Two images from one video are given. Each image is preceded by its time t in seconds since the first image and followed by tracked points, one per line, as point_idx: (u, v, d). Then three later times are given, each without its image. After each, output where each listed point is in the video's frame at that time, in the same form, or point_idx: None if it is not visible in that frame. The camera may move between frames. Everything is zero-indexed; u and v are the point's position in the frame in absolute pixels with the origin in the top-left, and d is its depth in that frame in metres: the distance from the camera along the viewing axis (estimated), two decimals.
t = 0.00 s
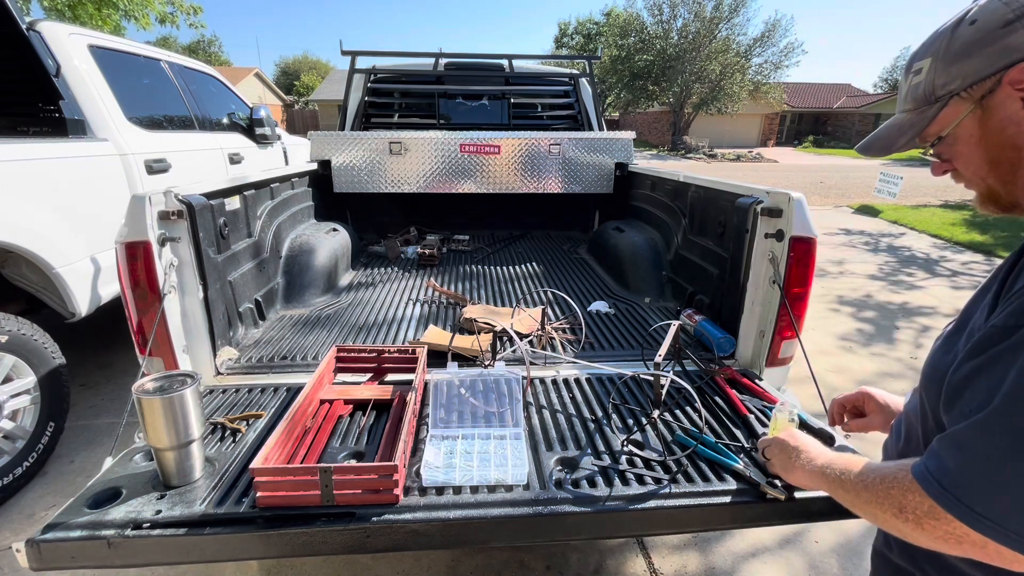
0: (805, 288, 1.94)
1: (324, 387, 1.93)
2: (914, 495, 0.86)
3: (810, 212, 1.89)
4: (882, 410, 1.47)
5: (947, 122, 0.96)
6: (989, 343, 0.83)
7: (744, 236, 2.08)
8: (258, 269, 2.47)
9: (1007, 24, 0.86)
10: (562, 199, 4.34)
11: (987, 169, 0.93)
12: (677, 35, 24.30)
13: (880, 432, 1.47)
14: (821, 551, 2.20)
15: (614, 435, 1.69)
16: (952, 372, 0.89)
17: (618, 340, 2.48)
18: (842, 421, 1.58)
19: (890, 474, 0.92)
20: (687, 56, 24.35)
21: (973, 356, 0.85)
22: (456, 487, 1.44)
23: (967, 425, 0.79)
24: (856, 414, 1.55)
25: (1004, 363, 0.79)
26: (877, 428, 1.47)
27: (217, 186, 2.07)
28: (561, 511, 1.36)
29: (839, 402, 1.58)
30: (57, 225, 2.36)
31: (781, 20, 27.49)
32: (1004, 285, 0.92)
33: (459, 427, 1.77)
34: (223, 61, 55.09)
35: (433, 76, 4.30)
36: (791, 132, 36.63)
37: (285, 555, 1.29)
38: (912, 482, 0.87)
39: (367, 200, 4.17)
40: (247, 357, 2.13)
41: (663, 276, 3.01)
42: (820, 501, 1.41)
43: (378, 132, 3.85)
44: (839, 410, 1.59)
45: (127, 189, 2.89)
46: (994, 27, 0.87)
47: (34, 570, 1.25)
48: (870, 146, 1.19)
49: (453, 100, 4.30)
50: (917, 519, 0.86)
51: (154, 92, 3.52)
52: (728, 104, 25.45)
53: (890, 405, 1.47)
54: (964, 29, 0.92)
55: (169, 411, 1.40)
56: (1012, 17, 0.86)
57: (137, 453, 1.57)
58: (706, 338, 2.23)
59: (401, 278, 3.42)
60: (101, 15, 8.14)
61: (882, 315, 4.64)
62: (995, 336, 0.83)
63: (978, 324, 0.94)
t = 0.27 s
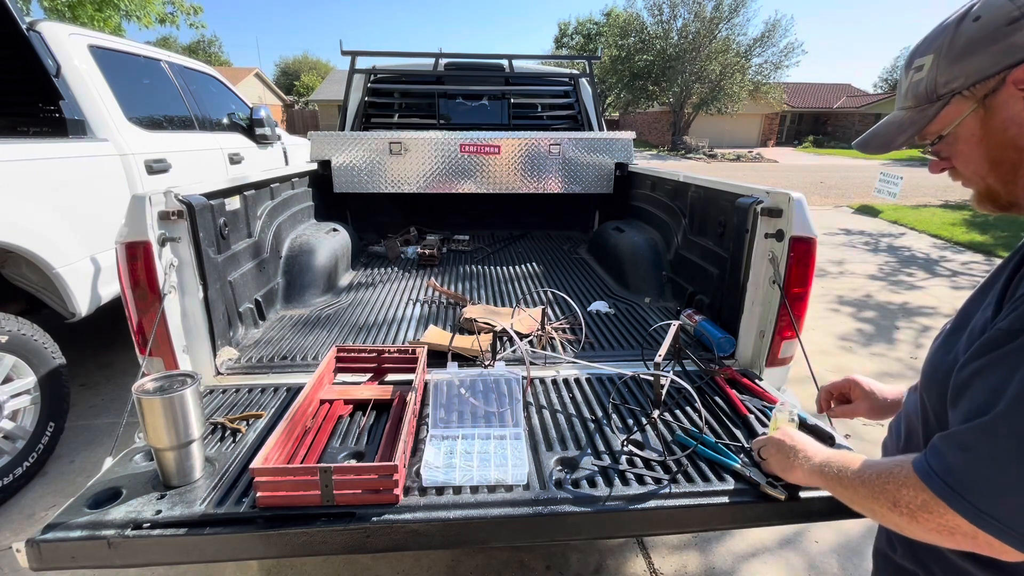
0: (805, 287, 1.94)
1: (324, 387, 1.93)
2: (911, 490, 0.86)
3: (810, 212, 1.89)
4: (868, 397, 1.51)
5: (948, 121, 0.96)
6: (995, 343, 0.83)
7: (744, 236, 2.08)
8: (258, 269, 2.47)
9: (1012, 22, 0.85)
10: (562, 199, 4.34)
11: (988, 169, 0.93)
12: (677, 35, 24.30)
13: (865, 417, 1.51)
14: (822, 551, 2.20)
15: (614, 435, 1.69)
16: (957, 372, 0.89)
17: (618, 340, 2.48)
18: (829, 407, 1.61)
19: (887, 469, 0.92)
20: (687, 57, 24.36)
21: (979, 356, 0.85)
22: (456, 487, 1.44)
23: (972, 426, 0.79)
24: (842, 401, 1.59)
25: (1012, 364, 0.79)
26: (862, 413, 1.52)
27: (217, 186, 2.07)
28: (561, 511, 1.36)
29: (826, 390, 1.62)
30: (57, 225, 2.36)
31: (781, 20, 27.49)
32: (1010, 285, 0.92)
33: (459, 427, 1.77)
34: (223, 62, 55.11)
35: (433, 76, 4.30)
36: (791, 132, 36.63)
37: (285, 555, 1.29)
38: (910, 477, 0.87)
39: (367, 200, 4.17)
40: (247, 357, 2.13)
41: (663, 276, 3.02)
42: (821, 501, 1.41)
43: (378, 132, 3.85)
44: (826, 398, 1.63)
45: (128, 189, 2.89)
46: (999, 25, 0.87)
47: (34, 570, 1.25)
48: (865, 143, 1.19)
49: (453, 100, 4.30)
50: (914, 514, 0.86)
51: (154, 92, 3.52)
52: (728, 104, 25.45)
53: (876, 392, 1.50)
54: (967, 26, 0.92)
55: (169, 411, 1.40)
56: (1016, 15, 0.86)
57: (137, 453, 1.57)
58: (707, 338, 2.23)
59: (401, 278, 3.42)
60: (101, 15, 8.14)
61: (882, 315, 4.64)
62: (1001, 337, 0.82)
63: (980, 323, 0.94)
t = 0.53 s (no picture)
0: (805, 287, 1.94)
1: (324, 387, 1.93)
2: (910, 484, 0.87)
3: (810, 212, 1.89)
4: (845, 372, 1.61)
5: (947, 118, 0.97)
6: (1002, 343, 0.83)
7: (744, 236, 2.08)
8: (258, 269, 2.47)
9: (1016, 24, 0.86)
10: (562, 199, 4.34)
11: (984, 167, 0.95)
12: (677, 35, 24.29)
13: (842, 393, 1.61)
14: (822, 551, 2.20)
15: (614, 435, 1.69)
16: (963, 371, 0.89)
17: (618, 340, 2.48)
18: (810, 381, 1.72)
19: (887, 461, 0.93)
20: (687, 57, 24.34)
21: (986, 355, 0.84)
22: (456, 487, 1.44)
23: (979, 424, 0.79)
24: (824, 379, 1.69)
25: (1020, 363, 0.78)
26: (839, 389, 1.62)
27: (217, 186, 2.07)
28: (561, 511, 1.36)
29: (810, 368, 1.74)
30: (57, 224, 2.36)
31: (781, 20, 27.48)
32: (1015, 284, 0.91)
33: (459, 427, 1.77)
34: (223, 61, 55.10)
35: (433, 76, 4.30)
36: (791, 132, 36.61)
37: (285, 555, 1.29)
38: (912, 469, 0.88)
39: (367, 200, 4.17)
40: (247, 357, 2.13)
41: (663, 276, 3.02)
42: (820, 501, 1.42)
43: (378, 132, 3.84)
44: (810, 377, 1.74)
45: (128, 189, 2.89)
46: (1004, 25, 0.87)
47: (34, 570, 1.25)
48: (865, 130, 1.20)
49: (453, 100, 4.30)
50: (913, 507, 0.88)
51: (154, 92, 3.52)
52: (728, 104, 25.44)
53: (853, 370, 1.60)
54: (974, 22, 0.91)
55: (169, 411, 1.40)
56: (1022, 16, 0.86)
57: (137, 453, 1.57)
58: (706, 338, 2.23)
59: (401, 278, 3.42)
60: (100, 15, 8.13)
61: (882, 315, 4.64)
62: (1009, 336, 0.82)
63: (984, 320, 0.94)
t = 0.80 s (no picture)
0: (805, 288, 1.94)
1: (324, 387, 1.93)
2: (925, 484, 0.88)
3: (810, 212, 1.89)
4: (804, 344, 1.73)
5: (953, 109, 0.97)
6: (1018, 345, 0.82)
7: (744, 236, 2.08)
8: (258, 269, 2.47)
9: None
10: (562, 199, 4.34)
11: (983, 163, 0.96)
12: (677, 35, 24.28)
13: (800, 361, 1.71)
14: (822, 551, 2.20)
15: (614, 435, 1.69)
16: (978, 373, 0.88)
17: (618, 340, 2.48)
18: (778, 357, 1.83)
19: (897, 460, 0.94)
20: (687, 57, 24.34)
21: (1002, 357, 0.84)
22: (456, 487, 1.44)
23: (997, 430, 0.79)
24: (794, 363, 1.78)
25: None
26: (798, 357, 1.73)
27: (217, 186, 2.07)
28: (561, 511, 1.36)
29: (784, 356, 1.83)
30: (57, 224, 2.36)
31: (781, 20, 27.47)
32: None
33: (459, 427, 1.77)
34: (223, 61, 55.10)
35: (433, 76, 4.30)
36: (791, 132, 36.61)
37: (285, 555, 1.29)
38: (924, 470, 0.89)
39: (367, 200, 4.17)
40: (247, 357, 2.13)
41: (663, 276, 3.02)
42: (821, 501, 1.42)
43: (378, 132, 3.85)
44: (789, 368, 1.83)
45: (128, 189, 2.89)
46: (1018, 19, 0.87)
47: (34, 570, 1.25)
48: (873, 117, 1.20)
49: (453, 100, 4.30)
50: (927, 508, 0.88)
51: (154, 93, 3.52)
52: (728, 104, 25.44)
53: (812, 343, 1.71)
54: (988, 14, 0.91)
55: (169, 411, 1.40)
56: None
57: (137, 453, 1.57)
58: (706, 338, 2.23)
59: (401, 278, 3.42)
60: (100, 16, 8.13)
61: (882, 315, 4.64)
62: None
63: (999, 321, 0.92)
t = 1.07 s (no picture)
0: (805, 287, 1.94)
1: (324, 387, 1.93)
2: (966, 507, 0.83)
3: (810, 212, 1.89)
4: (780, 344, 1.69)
5: (950, 113, 0.96)
6: None
7: (744, 236, 2.08)
8: (258, 269, 2.47)
9: None
10: (562, 199, 4.34)
11: (982, 164, 0.96)
12: (677, 35, 24.28)
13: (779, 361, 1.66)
14: (821, 552, 2.20)
15: (614, 435, 1.69)
16: (1006, 386, 0.82)
17: (618, 340, 2.48)
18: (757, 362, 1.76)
19: (925, 475, 0.90)
20: (687, 57, 24.34)
21: None
22: (456, 487, 1.44)
23: None
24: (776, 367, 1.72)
25: None
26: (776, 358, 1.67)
27: (217, 186, 2.07)
28: (561, 511, 1.36)
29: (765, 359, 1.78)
30: (57, 224, 2.35)
31: (781, 20, 27.47)
32: None
33: (459, 427, 1.77)
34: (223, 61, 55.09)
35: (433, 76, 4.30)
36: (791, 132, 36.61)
37: (285, 555, 1.29)
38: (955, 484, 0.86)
39: (367, 200, 4.16)
40: (247, 357, 2.13)
41: (663, 276, 3.02)
42: (820, 501, 1.42)
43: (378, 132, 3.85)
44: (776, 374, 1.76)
45: (128, 189, 2.89)
46: (1013, 22, 0.87)
47: (34, 570, 1.25)
48: (865, 122, 1.19)
49: (453, 100, 4.30)
50: (971, 530, 0.84)
51: (154, 93, 3.52)
52: (728, 104, 25.44)
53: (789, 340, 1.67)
54: (983, 17, 0.92)
55: (169, 411, 1.40)
56: None
57: (137, 453, 1.57)
58: (706, 338, 2.23)
59: (401, 278, 3.42)
60: (100, 15, 8.13)
61: (882, 315, 4.64)
62: None
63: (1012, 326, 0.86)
